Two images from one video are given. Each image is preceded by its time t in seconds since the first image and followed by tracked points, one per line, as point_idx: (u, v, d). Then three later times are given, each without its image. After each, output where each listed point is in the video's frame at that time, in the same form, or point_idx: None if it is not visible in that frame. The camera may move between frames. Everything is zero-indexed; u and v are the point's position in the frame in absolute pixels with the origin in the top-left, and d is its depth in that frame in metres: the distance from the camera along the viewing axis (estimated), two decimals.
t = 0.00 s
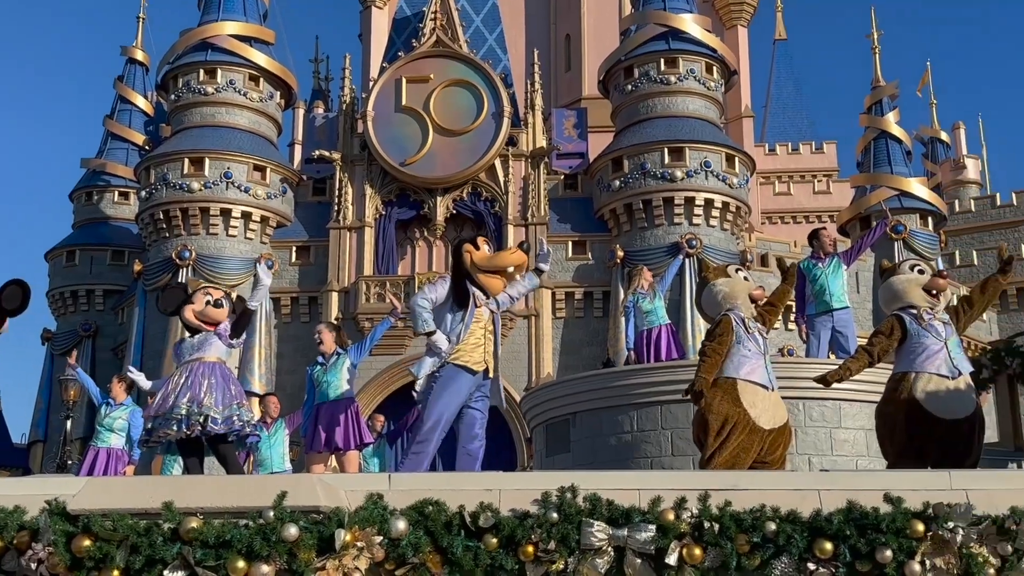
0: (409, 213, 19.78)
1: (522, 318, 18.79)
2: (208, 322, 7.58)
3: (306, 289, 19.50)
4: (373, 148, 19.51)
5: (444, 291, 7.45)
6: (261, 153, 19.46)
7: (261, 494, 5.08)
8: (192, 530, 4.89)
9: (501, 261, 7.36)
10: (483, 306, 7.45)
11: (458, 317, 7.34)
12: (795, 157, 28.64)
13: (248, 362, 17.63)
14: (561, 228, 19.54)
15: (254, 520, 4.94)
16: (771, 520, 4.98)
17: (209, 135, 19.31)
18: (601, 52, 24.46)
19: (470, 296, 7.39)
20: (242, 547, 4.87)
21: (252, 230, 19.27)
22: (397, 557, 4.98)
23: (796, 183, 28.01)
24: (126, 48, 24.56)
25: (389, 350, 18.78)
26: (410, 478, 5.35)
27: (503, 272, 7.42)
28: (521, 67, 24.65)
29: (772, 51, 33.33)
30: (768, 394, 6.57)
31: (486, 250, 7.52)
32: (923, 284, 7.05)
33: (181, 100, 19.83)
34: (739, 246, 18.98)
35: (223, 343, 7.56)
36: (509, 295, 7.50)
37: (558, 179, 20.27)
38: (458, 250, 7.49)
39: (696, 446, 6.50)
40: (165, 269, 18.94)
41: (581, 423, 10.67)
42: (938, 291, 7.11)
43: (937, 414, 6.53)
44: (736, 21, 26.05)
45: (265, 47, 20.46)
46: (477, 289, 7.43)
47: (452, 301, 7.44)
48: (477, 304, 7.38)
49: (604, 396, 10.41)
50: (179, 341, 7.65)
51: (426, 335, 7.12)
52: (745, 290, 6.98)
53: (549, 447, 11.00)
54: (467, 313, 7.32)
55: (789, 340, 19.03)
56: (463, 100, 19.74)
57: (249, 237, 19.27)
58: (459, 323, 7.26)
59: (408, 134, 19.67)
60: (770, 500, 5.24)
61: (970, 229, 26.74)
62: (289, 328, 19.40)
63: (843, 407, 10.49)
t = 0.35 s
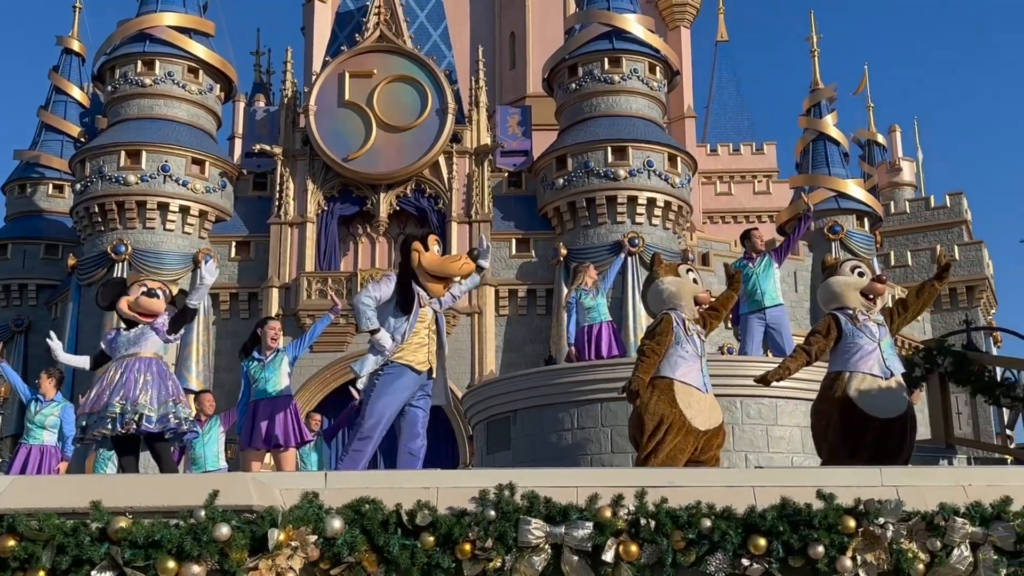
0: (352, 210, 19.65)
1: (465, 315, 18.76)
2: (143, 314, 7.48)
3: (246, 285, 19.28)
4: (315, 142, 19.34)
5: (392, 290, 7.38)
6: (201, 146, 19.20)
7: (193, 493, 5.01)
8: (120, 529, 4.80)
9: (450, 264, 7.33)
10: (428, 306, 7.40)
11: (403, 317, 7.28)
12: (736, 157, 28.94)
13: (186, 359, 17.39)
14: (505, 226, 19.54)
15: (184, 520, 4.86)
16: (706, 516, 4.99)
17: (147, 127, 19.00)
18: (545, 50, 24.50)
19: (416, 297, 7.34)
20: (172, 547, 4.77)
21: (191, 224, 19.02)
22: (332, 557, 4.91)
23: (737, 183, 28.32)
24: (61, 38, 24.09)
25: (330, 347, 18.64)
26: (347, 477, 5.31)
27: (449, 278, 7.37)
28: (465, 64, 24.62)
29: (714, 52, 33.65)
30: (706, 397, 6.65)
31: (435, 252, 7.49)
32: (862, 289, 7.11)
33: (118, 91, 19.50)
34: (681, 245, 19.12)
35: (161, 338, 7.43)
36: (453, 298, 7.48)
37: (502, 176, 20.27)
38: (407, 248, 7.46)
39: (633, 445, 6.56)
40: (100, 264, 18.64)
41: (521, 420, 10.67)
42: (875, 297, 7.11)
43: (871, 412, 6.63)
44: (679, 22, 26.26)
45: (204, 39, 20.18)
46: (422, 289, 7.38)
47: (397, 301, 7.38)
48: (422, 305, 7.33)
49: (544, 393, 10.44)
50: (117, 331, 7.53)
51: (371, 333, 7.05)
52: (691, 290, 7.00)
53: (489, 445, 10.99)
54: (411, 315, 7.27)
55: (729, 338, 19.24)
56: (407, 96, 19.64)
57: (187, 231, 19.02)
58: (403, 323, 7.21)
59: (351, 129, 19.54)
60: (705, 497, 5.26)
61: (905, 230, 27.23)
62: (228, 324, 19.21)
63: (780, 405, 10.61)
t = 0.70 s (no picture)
0: (301, 208, 19.55)
1: (416, 315, 18.69)
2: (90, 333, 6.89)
3: (192, 284, 19.05)
4: (264, 139, 19.15)
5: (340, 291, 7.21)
6: (147, 142, 18.94)
7: (133, 496, 4.93)
8: (58, 533, 4.69)
9: (399, 260, 7.29)
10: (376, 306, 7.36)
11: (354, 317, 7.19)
12: (686, 159, 29.16)
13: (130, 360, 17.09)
14: (456, 226, 19.52)
15: (124, 523, 4.76)
16: (652, 517, 5.00)
17: (91, 123, 18.70)
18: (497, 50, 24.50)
19: (363, 296, 7.26)
20: (111, 551, 4.68)
21: (136, 222, 18.76)
22: (276, 560, 4.85)
23: (686, 185, 28.53)
24: (3, 31, 23.63)
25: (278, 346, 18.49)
26: (291, 479, 5.26)
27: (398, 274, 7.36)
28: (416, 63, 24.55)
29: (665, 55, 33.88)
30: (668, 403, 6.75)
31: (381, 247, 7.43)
32: (812, 292, 7.21)
33: (61, 86, 19.16)
34: (630, 246, 19.21)
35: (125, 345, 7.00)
36: (403, 295, 7.44)
37: (453, 176, 20.25)
38: (352, 246, 7.36)
39: (591, 450, 6.67)
40: (42, 261, 18.31)
41: (471, 421, 10.67)
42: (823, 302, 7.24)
43: (812, 414, 6.70)
44: (630, 24, 26.38)
45: (151, 34, 19.91)
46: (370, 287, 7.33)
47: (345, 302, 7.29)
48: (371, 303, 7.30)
49: (493, 394, 10.44)
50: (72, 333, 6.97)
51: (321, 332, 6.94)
52: (636, 295, 7.10)
53: (438, 446, 10.97)
54: (357, 315, 7.20)
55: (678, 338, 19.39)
56: (358, 94, 19.53)
57: (132, 229, 18.77)
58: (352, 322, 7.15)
59: (300, 127, 19.38)
60: (651, 497, 5.28)
61: (850, 233, 27.58)
62: (173, 324, 18.96)
63: (727, 405, 10.71)
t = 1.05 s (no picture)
0: (262, 210, 19.39)
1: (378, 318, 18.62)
2: (52, 338, 6.66)
3: (150, 286, 18.87)
4: (225, 140, 19.00)
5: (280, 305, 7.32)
6: (105, 142, 18.74)
7: (87, 503, 4.87)
8: (11, 540, 4.61)
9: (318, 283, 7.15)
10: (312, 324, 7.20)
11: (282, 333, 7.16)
12: (648, 163, 29.28)
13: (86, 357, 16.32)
14: (418, 228, 19.47)
15: (78, 530, 4.69)
16: (611, 521, 5.02)
17: (48, 122, 18.47)
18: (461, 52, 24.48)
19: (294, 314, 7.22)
20: (65, 558, 4.59)
21: (93, 222, 18.56)
22: (233, 567, 4.81)
23: (648, 189, 28.66)
24: None
25: (237, 349, 18.35)
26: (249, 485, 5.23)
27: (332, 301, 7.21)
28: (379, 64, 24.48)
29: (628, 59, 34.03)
30: (605, 391, 6.82)
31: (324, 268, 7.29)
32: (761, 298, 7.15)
33: (18, 84, 18.90)
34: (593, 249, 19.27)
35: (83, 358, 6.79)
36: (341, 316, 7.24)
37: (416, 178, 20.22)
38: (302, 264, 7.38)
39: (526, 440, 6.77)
40: None
41: (433, 424, 10.63)
42: (775, 306, 7.12)
43: (774, 414, 6.76)
44: (593, 28, 26.48)
45: (110, 32, 19.70)
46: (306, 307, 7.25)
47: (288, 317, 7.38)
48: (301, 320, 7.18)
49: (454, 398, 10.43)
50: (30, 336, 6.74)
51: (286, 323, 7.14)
52: (576, 286, 7.11)
53: (399, 450, 10.93)
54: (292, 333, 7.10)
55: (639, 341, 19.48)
56: (320, 95, 19.44)
57: (89, 229, 18.56)
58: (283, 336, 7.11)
59: (262, 128, 19.25)
60: (610, 502, 5.29)
61: (810, 237, 27.83)
62: (131, 325, 18.77)
63: (686, 408, 10.77)
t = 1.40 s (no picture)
0: (238, 212, 19.37)
1: (355, 322, 18.58)
2: None
3: (125, 288, 18.79)
4: (201, 143, 18.91)
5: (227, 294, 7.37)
6: (80, 145, 18.61)
7: (60, 507, 4.83)
8: None
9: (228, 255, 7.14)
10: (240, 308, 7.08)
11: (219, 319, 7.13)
12: (626, 168, 29.37)
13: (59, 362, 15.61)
14: (396, 232, 19.45)
15: (52, 536, 4.65)
16: (589, 526, 5.02)
17: (22, 124, 18.32)
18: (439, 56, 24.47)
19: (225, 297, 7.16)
20: (37, 563, 4.55)
21: (68, 225, 18.43)
22: (209, 572, 4.78)
23: (625, 193, 28.74)
24: None
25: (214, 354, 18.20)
26: (226, 490, 5.20)
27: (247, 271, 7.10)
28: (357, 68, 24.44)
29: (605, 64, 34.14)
30: (549, 400, 6.73)
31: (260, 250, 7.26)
32: (717, 305, 7.12)
33: None
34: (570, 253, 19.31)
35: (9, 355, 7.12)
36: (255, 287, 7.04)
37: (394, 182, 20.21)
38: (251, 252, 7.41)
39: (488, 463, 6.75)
40: None
41: (410, 428, 10.59)
42: (732, 313, 7.12)
43: (736, 416, 6.81)
44: (571, 33, 26.54)
45: (85, 34, 19.57)
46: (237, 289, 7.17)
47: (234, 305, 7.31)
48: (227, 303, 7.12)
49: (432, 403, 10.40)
50: None
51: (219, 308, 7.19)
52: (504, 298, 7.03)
53: (377, 454, 10.90)
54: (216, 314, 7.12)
55: (616, 345, 19.53)
56: (297, 98, 19.39)
57: (64, 232, 18.42)
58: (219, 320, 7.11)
59: (238, 131, 19.17)
60: (588, 505, 5.29)
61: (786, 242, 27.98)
62: (106, 329, 18.67)
63: (663, 412, 10.80)
